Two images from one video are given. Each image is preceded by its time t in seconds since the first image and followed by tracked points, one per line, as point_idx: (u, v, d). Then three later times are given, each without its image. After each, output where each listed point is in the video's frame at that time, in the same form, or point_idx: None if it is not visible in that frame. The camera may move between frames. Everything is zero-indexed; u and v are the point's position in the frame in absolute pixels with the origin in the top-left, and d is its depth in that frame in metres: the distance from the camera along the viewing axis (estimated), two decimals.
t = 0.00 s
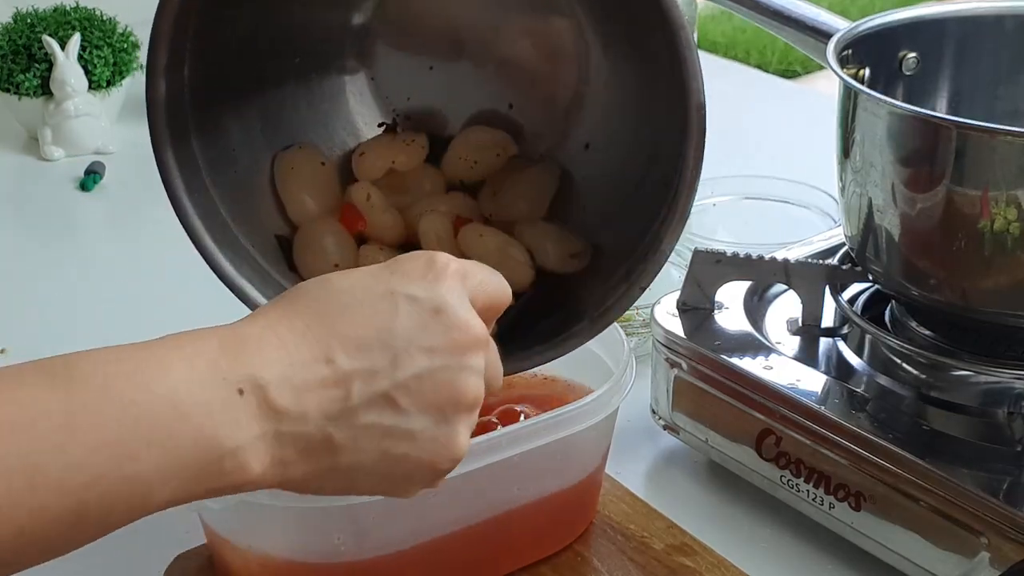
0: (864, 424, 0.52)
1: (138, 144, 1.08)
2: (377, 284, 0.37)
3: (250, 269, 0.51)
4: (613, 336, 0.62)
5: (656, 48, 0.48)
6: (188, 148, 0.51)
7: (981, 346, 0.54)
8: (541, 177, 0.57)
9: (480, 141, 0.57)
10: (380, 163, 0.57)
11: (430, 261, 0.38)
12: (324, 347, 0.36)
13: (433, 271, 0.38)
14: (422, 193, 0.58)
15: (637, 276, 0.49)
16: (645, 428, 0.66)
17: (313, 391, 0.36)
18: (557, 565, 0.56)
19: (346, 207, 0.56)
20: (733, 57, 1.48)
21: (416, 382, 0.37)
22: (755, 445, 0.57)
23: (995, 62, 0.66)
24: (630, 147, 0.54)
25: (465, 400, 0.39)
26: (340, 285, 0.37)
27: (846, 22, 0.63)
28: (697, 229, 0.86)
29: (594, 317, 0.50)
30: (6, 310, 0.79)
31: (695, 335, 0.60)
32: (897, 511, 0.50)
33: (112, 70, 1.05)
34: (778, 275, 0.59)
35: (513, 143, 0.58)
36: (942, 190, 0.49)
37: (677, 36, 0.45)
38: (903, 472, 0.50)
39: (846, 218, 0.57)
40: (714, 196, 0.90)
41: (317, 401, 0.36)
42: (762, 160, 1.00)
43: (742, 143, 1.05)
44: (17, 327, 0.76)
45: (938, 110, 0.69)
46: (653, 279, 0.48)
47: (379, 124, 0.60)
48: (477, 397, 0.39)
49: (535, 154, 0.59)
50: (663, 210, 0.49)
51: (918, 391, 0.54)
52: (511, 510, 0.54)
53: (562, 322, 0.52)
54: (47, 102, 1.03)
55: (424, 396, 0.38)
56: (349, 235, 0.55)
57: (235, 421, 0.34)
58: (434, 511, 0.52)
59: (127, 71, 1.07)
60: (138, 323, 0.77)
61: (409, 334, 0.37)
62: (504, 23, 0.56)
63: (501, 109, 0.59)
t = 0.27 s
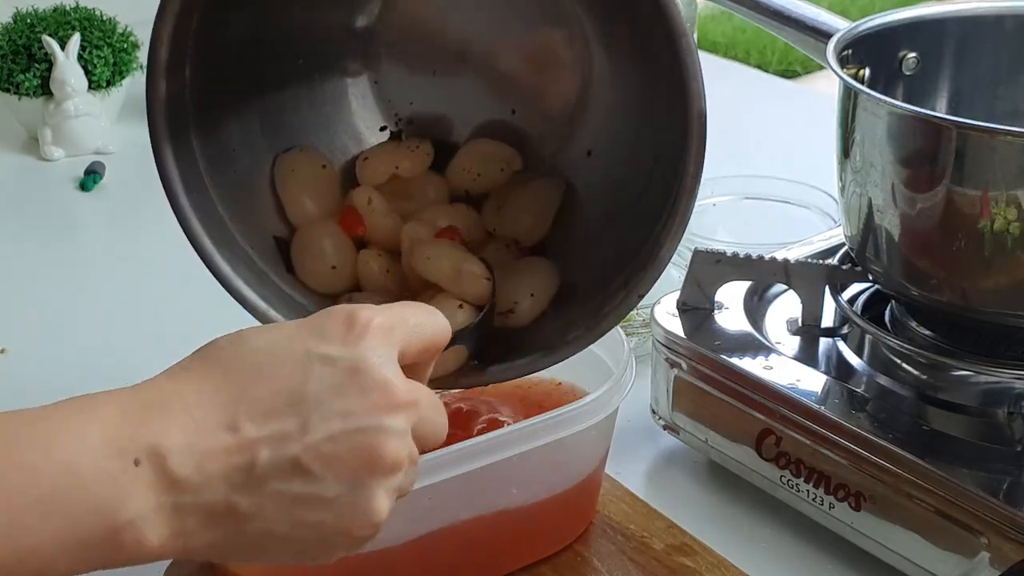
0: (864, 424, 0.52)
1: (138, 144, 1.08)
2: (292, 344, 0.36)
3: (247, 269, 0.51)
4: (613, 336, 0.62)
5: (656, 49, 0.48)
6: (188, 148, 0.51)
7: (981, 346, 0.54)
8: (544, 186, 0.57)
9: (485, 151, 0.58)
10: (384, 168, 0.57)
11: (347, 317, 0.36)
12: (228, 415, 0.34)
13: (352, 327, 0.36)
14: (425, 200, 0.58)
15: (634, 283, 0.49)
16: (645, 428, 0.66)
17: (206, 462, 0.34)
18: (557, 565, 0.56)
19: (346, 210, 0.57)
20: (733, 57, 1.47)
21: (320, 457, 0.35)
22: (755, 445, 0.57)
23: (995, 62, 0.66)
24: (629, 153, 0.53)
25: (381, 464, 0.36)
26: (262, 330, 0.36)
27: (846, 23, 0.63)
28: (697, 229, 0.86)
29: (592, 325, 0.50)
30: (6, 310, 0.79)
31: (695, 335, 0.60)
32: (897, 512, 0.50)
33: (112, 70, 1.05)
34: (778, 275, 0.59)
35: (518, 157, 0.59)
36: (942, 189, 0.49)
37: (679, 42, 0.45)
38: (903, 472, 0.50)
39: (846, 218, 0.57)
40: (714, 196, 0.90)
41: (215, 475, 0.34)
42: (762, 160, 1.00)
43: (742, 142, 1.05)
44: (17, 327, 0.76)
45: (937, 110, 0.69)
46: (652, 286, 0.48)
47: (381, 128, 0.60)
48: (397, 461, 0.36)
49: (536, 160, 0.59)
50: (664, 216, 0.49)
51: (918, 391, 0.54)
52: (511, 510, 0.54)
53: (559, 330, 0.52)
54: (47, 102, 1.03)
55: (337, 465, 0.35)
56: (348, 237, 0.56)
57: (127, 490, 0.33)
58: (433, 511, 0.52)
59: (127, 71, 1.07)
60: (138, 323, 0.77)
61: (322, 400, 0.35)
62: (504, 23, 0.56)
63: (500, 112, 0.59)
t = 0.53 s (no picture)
0: (864, 424, 0.52)
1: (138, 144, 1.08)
2: (153, 390, 0.37)
3: (240, 266, 0.51)
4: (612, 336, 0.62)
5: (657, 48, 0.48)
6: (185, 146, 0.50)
7: (981, 346, 0.54)
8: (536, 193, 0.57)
9: (475, 151, 0.57)
10: (377, 167, 0.56)
11: (210, 359, 0.37)
12: (75, 468, 0.37)
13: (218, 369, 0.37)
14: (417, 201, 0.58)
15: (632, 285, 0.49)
16: (645, 428, 0.66)
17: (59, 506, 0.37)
18: (557, 565, 0.56)
19: (338, 207, 0.56)
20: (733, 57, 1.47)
21: (166, 510, 0.37)
22: (755, 445, 0.57)
23: (995, 62, 0.66)
24: (626, 156, 0.53)
25: (237, 509, 0.37)
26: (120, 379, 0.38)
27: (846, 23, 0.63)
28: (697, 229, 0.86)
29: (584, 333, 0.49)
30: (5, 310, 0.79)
31: (695, 335, 0.60)
32: (897, 512, 0.50)
33: (112, 70, 1.05)
34: (778, 275, 0.59)
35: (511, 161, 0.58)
36: (942, 189, 0.49)
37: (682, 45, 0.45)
38: (903, 472, 0.50)
39: (846, 218, 0.57)
40: (714, 196, 0.90)
41: (62, 527, 0.37)
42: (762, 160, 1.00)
43: (742, 142, 1.05)
44: (16, 327, 0.76)
45: (937, 110, 0.69)
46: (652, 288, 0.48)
47: (374, 124, 0.59)
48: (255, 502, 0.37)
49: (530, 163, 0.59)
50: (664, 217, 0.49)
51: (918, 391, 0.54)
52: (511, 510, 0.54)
53: (552, 335, 0.51)
54: (47, 102, 1.03)
55: (189, 514, 0.37)
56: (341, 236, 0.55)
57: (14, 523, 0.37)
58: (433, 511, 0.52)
59: (127, 71, 1.07)
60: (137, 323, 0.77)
61: (167, 446, 0.37)
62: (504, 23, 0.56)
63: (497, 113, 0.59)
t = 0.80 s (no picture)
0: (864, 424, 0.52)
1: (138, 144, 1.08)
2: (87, 360, 0.39)
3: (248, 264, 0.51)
4: (613, 335, 0.62)
5: (659, 48, 0.48)
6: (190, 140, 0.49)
7: (981, 346, 0.54)
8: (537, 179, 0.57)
9: (474, 138, 0.57)
10: (379, 155, 0.56)
11: (145, 324, 0.38)
12: (21, 440, 0.39)
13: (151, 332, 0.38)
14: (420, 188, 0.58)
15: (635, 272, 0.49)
16: (645, 427, 0.66)
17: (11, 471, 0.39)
18: (557, 565, 0.56)
19: (342, 196, 0.56)
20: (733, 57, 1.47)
21: (106, 474, 0.38)
22: (755, 445, 0.57)
23: (995, 62, 0.66)
24: (626, 147, 0.54)
25: (178, 465, 0.37)
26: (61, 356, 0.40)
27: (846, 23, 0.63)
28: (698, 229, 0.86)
29: (592, 313, 0.50)
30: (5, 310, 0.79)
31: (695, 335, 0.60)
32: (897, 512, 0.50)
33: (113, 70, 1.05)
34: (778, 275, 0.59)
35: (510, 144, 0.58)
36: (942, 189, 0.49)
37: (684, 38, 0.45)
38: (903, 472, 0.50)
39: (846, 218, 0.57)
40: (714, 196, 0.90)
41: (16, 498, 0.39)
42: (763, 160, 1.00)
43: (742, 142, 1.05)
44: (16, 327, 0.76)
45: (938, 110, 0.69)
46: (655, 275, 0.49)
47: (372, 112, 0.59)
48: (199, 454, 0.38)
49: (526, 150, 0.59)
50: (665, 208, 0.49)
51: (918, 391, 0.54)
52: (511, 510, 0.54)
53: (560, 319, 0.52)
54: (47, 102, 1.03)
55: (126, 477, 0.38)
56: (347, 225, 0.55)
57: None
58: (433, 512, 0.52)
59: (128, 71, 1.07)
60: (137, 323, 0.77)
61: (105, 411, 0.38)
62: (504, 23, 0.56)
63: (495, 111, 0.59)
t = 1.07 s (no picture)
0: (864, 424, 0.52)
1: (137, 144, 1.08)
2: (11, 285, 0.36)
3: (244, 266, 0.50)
4: (612, 335, 0.62)
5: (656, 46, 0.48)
6: (175, 141, 0.48)
7: (981, 346, 0.54)
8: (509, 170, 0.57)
9: (452, 127, 0.56)
10: (355, 144, 0.55)
11: (68, 249, 0.35)
12: None
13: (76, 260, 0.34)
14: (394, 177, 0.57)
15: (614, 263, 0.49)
16: (645, 427, 0.66)
17: None
18: (557, 565, 0.56)
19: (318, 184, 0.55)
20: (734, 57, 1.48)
21: (41, 399, 0.37)
22: (755, 444, 0.57)
23: (996, 62, 0.66)
24: (607, 141, 0.54)
25: (113, 387, 0.36)
26: None
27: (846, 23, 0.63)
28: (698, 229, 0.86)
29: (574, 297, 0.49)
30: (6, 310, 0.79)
31: (696, 335, 0.60)
32: (896, 511, 0.50)
33: (112, 70, 1.05)
34: (778, 275, 0.59)
35: (484, 134, 0.58)
36: (943, 189, 0.49)
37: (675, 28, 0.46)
38: (903, 472, 0.50)
39: (846, 218, 0.57)
40: (714, 196, 0.90)
41: None
42: (763, 159, 1.00)
43: (742, 142, 1.05)
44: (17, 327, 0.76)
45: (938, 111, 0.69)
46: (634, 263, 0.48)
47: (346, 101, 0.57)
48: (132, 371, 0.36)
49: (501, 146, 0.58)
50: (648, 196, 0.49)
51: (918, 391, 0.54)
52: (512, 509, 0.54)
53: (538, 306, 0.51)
54: (47, 102, 1.04)
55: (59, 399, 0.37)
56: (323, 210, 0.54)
57: None
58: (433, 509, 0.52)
59: (127, 71, 1.07)
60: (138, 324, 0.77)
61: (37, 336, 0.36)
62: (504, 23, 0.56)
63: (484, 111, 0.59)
